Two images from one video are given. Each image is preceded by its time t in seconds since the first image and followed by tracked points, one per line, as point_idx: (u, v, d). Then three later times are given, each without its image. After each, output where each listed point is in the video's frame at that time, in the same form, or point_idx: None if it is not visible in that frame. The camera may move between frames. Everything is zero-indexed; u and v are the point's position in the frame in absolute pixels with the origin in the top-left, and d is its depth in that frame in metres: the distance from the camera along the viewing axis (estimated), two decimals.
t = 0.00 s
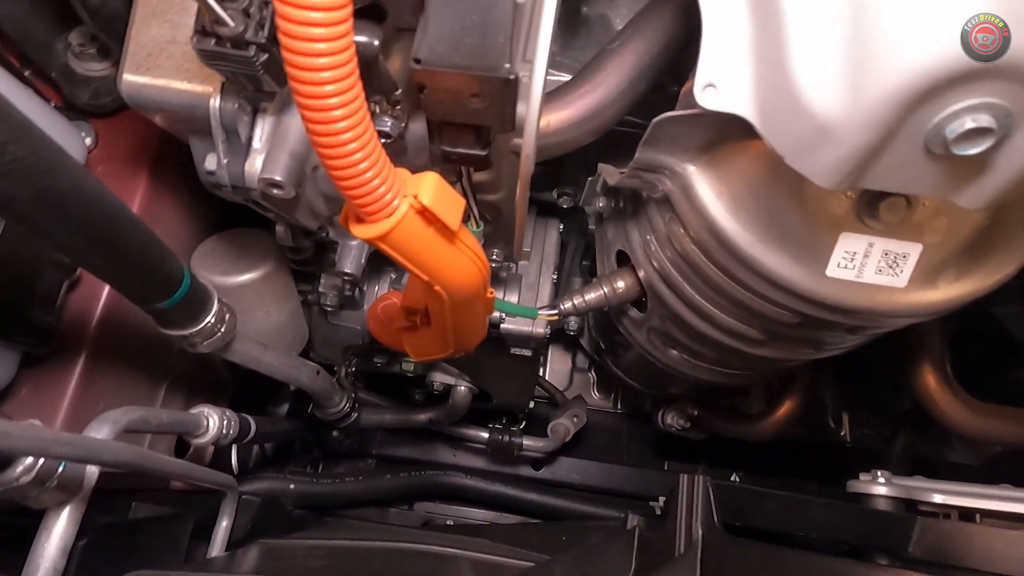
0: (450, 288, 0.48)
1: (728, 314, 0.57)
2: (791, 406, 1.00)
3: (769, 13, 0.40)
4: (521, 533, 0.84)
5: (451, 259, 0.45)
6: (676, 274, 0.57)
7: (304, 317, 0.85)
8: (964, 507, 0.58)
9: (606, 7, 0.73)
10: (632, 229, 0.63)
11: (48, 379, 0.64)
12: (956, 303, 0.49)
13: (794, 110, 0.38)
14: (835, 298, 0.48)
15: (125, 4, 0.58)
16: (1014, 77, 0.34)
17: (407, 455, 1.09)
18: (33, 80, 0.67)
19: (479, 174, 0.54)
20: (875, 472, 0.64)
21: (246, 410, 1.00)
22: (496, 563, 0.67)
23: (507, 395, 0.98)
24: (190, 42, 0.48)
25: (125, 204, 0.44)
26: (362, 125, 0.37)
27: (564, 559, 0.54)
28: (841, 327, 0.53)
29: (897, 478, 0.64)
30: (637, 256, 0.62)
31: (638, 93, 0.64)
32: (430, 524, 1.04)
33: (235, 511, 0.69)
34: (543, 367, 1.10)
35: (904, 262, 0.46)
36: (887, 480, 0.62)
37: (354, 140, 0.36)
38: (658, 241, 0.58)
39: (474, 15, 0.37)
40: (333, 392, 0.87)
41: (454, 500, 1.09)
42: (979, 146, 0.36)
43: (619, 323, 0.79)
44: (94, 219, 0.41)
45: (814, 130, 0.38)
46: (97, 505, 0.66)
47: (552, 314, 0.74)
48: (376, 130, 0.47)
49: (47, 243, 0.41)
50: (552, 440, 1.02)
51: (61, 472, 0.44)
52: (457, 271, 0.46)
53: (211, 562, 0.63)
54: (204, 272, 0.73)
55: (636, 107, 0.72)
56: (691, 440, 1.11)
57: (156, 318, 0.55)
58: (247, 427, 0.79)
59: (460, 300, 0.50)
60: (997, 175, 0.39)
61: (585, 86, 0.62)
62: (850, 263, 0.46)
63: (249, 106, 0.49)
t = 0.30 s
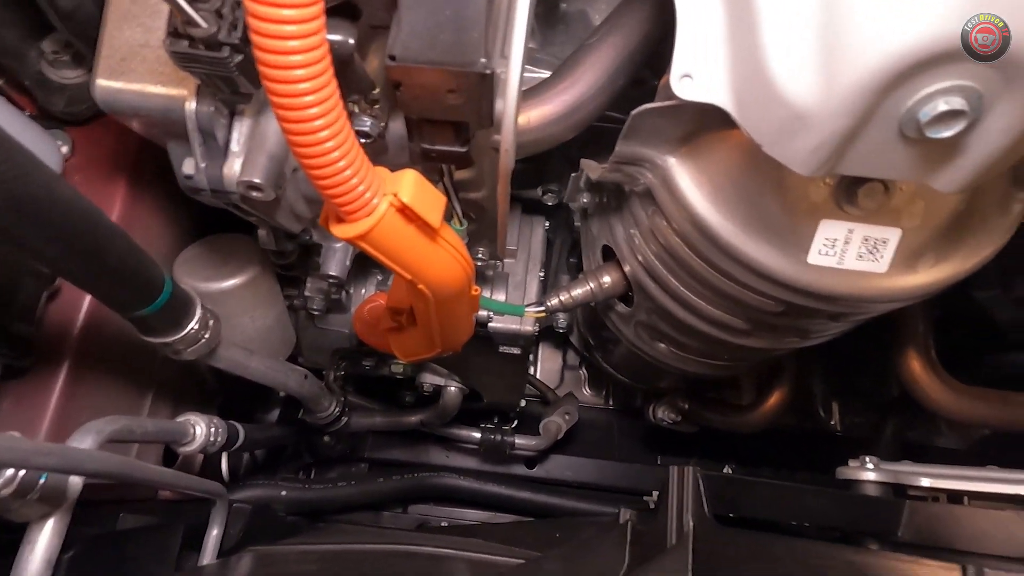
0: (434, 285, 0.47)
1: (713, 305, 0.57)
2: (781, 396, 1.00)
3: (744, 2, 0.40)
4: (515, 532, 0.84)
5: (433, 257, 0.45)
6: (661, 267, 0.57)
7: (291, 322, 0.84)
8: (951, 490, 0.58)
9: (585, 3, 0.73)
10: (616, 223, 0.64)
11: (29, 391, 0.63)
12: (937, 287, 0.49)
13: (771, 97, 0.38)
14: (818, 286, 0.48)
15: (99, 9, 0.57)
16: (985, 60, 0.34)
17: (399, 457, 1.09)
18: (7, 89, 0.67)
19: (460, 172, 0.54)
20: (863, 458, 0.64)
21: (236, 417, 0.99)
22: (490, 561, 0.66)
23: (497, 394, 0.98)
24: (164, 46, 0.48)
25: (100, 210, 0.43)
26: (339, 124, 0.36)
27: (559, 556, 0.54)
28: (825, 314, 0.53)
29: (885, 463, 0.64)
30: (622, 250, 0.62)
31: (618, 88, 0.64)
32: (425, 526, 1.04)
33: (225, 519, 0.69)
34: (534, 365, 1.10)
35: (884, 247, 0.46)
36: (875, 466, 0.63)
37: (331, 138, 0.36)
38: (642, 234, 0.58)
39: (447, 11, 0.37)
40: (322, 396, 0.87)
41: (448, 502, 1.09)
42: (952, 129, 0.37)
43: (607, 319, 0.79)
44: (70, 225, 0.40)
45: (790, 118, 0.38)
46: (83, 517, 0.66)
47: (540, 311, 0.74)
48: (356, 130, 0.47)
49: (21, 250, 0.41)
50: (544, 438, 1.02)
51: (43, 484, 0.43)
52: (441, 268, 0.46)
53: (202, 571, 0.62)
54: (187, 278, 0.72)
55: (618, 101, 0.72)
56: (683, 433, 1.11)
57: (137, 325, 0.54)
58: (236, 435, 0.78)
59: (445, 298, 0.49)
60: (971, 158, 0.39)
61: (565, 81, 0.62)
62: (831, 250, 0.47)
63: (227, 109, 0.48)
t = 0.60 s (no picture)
0: (404, 278, 0.47)
1: (687, 291, 0.57)
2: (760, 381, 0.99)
3: None
4: (499, 528, 0.83)
5: (401, 248, 0.44)
6: (634, 254, 0.57)
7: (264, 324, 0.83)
8: (928, 466, 0.59)
9: None
10: (589, 212, 0.63)
11: None
12: (906, 264, 0.49)
13: (735, 76, 0.38)
14: (789, 266, 0.48)
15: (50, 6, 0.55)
16: (944, 31, 0.34)
17: (382, 459, 1.08)
18: None
19: (429, 165, 0.54)
20: (841, 438, 0.65)
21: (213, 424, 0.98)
22: (474, 558, 0.66)
23: (478, 391, 0.98)
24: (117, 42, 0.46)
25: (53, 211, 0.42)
26: (298, 112, 0.35)
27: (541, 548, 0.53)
28: (797, 296, 0.53)
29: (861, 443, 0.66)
30: (596, 238, 0.62)
31: (586, 77, 0.64)
32: (410, 526, 1.03)
33: (202, 527, 0.67)
34: (515, 361, 1.09)
35: (853, 225, 0.47)
36: (853, 445, 0.63)
37: (289, 129, 0.35)
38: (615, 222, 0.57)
39: None
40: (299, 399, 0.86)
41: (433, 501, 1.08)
42: (913, 102, 0.36)
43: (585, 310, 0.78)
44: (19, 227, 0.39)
45: (755, 97, 0.38)
46: (53, 531, 0.64)
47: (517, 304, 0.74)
48: (320, 123, 0.46)
49: None
50: (527, 433, 1.01)
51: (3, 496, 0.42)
52: (409, 260, 0.45)
53: None
54: (153, 284, 0.71)
55: (589, 91, 0.72)
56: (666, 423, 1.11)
57: (100, 331, 0.53)
58: (212, 442, 0.77)
59: (416, 291, 0.49)
60: (934, 131, 0.39)
61: (533, 71, 0.61)
62: (801, 230, 0.47)
63: (185, 106, 0.47)
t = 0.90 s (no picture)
0: (368, 282, 0.46)
1: (657, 285, 0.57)
2: (737, 372, 1.00)
3: None
4: (483, 531, 0.83)
5: (362, 252, 0.44)
6: (603, 251, 0.57)
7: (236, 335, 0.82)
8: (901, 449, 0.59)
9: None
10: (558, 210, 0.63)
11: None
12: (870, 250, 0.50)
13: (692, 68, 0.38)
14: (754, 257, 0.48)
15: None
16: (894, 18, 0.34)
17: (365, 466, 1.07)
18: None
19: (393, 168, 0.53)
20: (816, 425, 0.65)
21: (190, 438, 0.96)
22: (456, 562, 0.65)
23: (457, 393, 0.97)
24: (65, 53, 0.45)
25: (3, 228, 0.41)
26: (249, 117, 0.34)
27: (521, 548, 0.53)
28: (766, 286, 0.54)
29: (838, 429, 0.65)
30: (566, 236, 0.62)
31: (550, 74, 0.64)
32: (394, 532, 1.02)
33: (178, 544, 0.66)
34: (496, 362, 1.09)
35: (814, 214, 0.47)
36: (828, 432, 0.64)
37: (241, 134, 0.34)
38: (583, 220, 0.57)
39: None
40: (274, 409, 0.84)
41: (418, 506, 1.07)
42: (864, 89, 0.37)
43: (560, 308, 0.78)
44: None
45: (711, 88, 0.38)
46: (23, 554, 0.62)
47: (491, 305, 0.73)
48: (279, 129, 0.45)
49: None
50: (510, 433, 1.00)
51: None
52: (373, 263, 0.45)
53: None
54: (119, 299, 0.69)
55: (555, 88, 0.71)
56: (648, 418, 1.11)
57: (60, 349, 0.51)
58: (185, 457, 0.75)
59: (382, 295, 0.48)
60: (889, 118, 0.39)
61: (496, 71, 0.61)
62: (764, 220, 0.47)
63: (138, 115, 0.46)
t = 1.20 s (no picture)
0: (322, 291, 0.45)
1: (620, 284, 0.57)
2: (710, 366, 1.01)
3: None
4: (462, 538, 0.82)
5: (312, 261, 0.43)
6: (565, 251, 0.57)
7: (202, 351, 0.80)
8: (868, 436, 0.60)
9: None
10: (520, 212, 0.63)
11: None
12: (826, 240, 0.50)
13: (637, 65, 0.38)
14: (711, 252, 0.48)
15: None
16: (831, 9, 0.34)
17: (342, 478, 1.05)
18: None
19: (347, 175, 0.52)
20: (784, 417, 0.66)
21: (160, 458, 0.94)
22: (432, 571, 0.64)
23: (432, 400, 0.96)
24: None
25: None
26: (183, 128, 0.33)
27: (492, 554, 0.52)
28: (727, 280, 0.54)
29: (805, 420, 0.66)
30: (529, 237, 0.62)
31: (508, 75, 0.63)
32: (374, 543, 1.01)
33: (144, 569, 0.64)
34: (472, 366, 1.08)
35: (768, 207, 0.47)
36: (796, 422, 0.64)
37: (176, 145, 0.33)
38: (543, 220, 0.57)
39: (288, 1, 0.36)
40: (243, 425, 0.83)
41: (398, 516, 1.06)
42: (803, 82, 0.37)
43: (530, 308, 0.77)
44: None
45: (656, 85, 0.38)
46: None
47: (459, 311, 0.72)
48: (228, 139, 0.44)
49: None
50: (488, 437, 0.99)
51: None
52: (324, 273, 0.44)
53: None
54: (75, 319, 0.67)
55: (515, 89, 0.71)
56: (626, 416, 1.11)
57: (7, 374, 0.50)
58: (151, 478, 0.73)
59: (338, 305, 0.47)
60: (833, 108, 0.39)
61: (452, 74, 0.61)
62: (718, 215, 0.47)
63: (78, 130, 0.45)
